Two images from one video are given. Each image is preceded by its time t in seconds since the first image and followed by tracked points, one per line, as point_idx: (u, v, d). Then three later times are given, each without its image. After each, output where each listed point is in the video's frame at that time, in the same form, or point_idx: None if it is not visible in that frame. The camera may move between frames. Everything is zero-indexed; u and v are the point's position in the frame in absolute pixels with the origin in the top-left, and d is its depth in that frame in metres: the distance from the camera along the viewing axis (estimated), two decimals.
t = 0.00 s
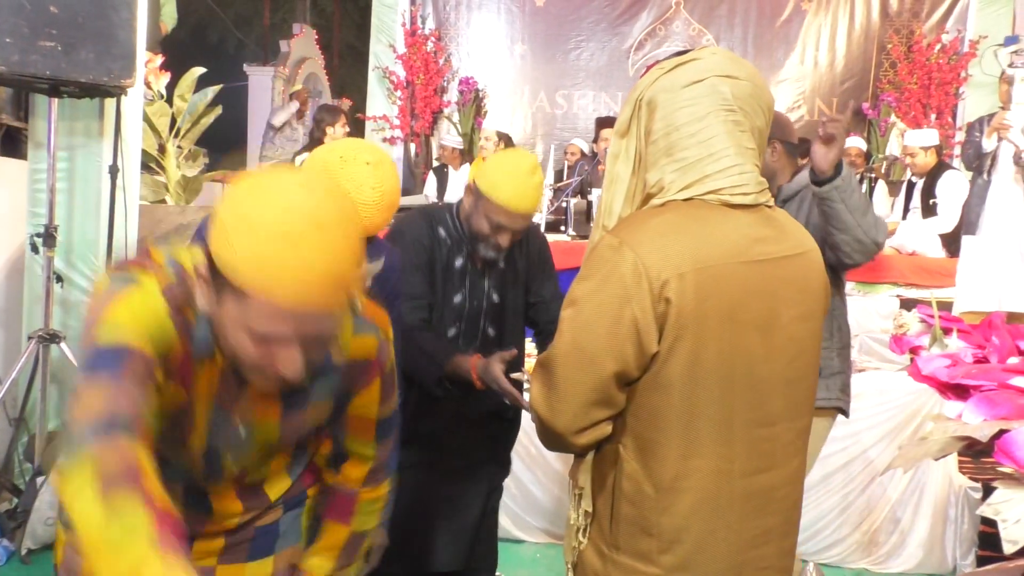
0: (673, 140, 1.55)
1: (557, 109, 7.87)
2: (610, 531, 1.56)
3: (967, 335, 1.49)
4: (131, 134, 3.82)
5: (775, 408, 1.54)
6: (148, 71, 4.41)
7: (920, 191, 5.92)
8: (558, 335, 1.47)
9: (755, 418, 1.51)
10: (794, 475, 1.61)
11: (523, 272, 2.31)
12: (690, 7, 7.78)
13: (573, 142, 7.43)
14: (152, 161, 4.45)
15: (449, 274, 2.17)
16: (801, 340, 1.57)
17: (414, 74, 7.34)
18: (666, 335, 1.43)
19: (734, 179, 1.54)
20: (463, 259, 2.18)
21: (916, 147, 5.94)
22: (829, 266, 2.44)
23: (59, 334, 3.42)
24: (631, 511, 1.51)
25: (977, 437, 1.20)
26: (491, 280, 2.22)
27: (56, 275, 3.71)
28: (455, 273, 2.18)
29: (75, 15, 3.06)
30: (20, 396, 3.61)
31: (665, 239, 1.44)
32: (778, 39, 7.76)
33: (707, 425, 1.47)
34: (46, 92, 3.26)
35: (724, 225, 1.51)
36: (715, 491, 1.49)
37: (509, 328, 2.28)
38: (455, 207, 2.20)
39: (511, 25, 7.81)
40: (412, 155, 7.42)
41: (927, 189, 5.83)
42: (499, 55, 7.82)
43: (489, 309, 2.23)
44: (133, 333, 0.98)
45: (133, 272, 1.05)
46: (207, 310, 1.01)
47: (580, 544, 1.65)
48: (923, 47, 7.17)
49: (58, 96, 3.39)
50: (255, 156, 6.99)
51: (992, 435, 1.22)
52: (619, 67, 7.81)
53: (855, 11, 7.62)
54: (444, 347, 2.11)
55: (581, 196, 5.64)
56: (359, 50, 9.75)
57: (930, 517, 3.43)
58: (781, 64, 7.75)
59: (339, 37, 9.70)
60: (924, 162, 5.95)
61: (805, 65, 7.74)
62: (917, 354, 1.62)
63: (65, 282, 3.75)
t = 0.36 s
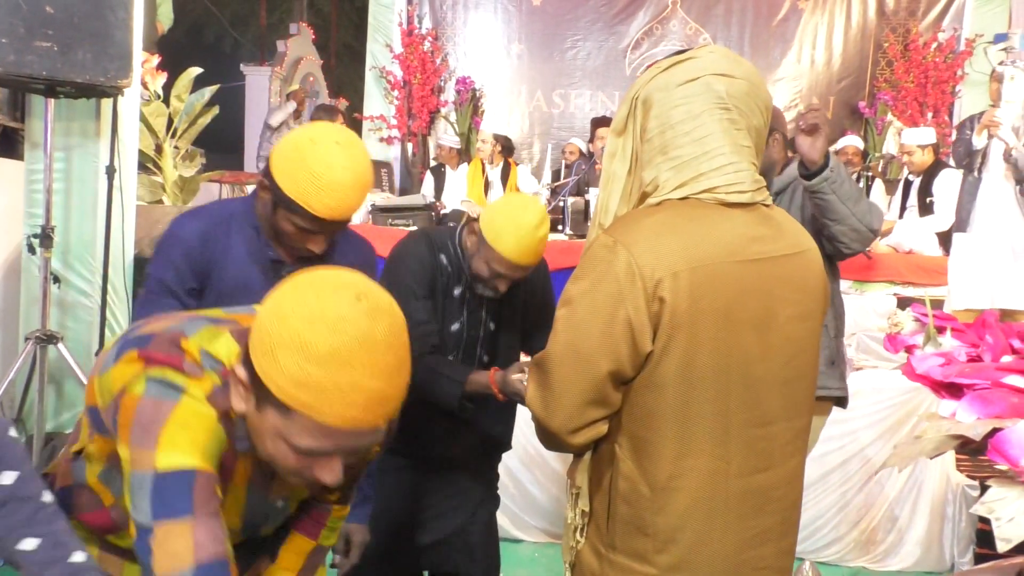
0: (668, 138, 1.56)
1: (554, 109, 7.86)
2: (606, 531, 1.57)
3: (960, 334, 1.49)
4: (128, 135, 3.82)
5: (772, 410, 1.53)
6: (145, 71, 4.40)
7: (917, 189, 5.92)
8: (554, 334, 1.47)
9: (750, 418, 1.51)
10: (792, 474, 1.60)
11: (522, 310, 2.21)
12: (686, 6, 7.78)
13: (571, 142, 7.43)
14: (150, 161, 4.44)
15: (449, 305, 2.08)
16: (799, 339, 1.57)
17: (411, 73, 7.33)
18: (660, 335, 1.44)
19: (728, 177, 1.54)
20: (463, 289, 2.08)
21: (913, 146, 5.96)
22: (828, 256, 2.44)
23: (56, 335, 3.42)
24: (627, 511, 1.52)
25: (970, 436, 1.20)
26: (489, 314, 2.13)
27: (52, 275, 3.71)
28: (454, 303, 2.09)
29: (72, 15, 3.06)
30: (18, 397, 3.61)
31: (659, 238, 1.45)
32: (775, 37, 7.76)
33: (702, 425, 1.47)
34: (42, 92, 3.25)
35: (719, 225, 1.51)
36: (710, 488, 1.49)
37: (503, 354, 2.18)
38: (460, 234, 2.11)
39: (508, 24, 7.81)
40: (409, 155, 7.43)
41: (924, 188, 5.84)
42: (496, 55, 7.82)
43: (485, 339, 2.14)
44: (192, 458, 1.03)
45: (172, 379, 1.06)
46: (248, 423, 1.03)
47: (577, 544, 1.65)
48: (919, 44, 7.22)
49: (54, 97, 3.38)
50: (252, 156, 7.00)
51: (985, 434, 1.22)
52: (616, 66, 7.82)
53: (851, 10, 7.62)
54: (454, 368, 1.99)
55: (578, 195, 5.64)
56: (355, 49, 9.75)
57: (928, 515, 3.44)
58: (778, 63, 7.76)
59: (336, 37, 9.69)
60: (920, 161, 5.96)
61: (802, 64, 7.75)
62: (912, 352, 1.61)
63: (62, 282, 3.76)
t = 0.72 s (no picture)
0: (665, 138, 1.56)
1: (552, 109, 7.86)
2: (603, 532, 1.57)
3: (955, 333, 1.49)
4: (125, 134, 3.82)
5: (769, 412, 1.53)
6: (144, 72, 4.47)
7: (914, 189, 5.90)
8: (548, 334, 1.48)
9: (746, 419, 1.51)
10: (789, 475, 1.60)
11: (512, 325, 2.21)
12: (684, 7, 7.78)
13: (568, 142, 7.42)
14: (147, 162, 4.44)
15: (443, 315, 2.08)
16: (796, 340, 1.57)
17: (407, 74, 7.21)
18: (655, 334, 1.44)
19: (725, 176, 1.54)
20: (456, 300, 2.08)
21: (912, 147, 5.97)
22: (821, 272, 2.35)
23: (54, 335, 3.41)
24: (623, 512, 1.52)
25: (964, 436, 1.21)
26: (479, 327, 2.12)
27: (50, 276, 3.70)
28: (446, 313, 2.08)
29: (69, 17, 3.06)
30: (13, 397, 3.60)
31: (655, 238, 1.45)
32: (773, 38, 7.77)
33: (697, 426, 1.47)
34: (39, 93, 3.25)
35: (715, 225, 1.51)
36: (706, 490, 1.49)
37: (492, 363, 2.17)
38: (455, 244, 2.11)
39: (505, 25, 7.80)
40: (407, 155, 7.44)
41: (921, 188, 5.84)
42: (494, 55, 7.82)
43: (474, 350, 2.12)
44: (197, 458, 1.04)
45: (183, 386, 1.09)
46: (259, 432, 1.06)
47: (574, 544, 1.65)
48: (917, 44, 7.19)
49: (51, 97, 3.38)
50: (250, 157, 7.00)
51: (979, 434, 1.22)
52: (613, 67, 7.82)
53: (849, 11, 7.63)
54: (454, 371, 1.97)
55: (576, 195, 5.63)
56: (353, 50, 9.76)
57: (925, 516, 3.48)
58: (775, 64, 7.76)
59: (333, 38, 9.71)
60: (918, 161, 5.96)
61: (800, 64, 7.75)
62: (906, 352, 1.61)
63: (60, 283, 3.75)
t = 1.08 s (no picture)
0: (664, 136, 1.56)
1: (552, 108, 7.86)
2: (601, 531, 1.57)
3: (953, 332, 1.49)
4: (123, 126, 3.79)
5: (767, 412, 1.53)
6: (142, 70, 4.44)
7: (914, 188, 5.92)
8: (546, 333, 1.47)
9: (745, 418, 1.51)
10: (788, 475, 1.60)
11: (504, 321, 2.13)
12: (684, 6, 7.78)
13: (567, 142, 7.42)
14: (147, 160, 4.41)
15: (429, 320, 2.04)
16: (794, 338, 1.57)
17: (408, 73, 7.35)
18: (653, 333, 1.44)
19: (725, 174, 1.54)
20: (440, 303, 2.03)
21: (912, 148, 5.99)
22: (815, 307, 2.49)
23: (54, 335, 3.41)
24: (621, 511, 1.52)
25: (961, 435, 1.22)
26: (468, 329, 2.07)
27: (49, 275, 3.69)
28: (430, 317, 2.04)
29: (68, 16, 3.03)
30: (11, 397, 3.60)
31: (653, 237, 1.45)
32: (773, 37, 7.76)
33: (696, 425, 1.47)
34: (39, 92, 3.23)
35: (714, 223, 1.51)
36: (704, 489, 1.49)
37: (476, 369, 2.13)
38: (441, 246, 2.02)
39: (506, 24, 7.79)
40: (407, 155, 7.47)
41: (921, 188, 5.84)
42: (494, 55, 7.81)
43: (459, 354, 2.07)
44: (168, 334, 0.97)
45: (156, 282, 1.05)
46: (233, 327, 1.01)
47: (573, 543, 1.65)
48: (917, 44, 7.23)
49: (50, 96, 3.36)
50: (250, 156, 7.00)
51: (977, 432, 1.23)
52: (613, 66, 7.82)
53: (849, 10, 7.62)
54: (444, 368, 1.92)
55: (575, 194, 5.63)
56: (353, 50, 9.76)
57: (925, 516, 3.48)
58: (775, 63, 7.76)
59: (333, 37, 9.72)
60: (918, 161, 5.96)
61: (800, 63, 7.74)
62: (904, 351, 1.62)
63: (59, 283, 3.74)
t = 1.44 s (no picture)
0: (664, 134, 1.56)
1: (554, 107, 7.85)
2: (604, 531, 1.56)
3: (956, 330, 1.49)
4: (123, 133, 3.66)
5: (768, 410, 1.53)
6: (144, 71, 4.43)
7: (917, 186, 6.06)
8: (546, 333, 1.47)
9: (747, 417, 1.51)
10: (790, 474, 1.60)
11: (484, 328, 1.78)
12: (686, 5, 7.75)
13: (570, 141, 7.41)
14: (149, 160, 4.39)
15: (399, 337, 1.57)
16: (795, 337, 1.56)
17: (411, 72, 7.34)
18: (653, 331, 1.44)
19: (726, 172, 1.53)
20: (411, 316, 1.58)
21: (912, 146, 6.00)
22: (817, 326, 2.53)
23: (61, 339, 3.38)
24: (623, 510, 1.52)
25: (965, 433, 1.22)
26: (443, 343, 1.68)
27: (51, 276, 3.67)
28: (399, 329, 1.57)
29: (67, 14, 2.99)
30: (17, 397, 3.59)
31: (653, 235, 1.45)
32: (775, 36, 7.74)
33: (697, 424, 1.47)
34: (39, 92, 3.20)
35: (714, 221, 1.50)
36: (706, 489, 1.49)
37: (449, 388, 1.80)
38: (410, 254, 1.62)
39: (507, 23, 7.79)
40: (409, 154, 7.50)
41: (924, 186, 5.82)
42: (495, 54, 7.80)
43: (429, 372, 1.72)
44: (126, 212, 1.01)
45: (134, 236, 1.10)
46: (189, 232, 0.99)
47: (576, 543, 1.65)
48: (919, 41, 7.23)
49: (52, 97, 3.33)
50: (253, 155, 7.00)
51: (979, 431, 1.23)
52: (615, 65, 7.81)
53: (851, 8, 7.59)
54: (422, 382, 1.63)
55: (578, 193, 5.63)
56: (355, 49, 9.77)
57: (930, 514, 3.46)
58: (777, 61, 7.75)
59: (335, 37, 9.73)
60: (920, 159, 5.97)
61: (802, 61, 7.73)
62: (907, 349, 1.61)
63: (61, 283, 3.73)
